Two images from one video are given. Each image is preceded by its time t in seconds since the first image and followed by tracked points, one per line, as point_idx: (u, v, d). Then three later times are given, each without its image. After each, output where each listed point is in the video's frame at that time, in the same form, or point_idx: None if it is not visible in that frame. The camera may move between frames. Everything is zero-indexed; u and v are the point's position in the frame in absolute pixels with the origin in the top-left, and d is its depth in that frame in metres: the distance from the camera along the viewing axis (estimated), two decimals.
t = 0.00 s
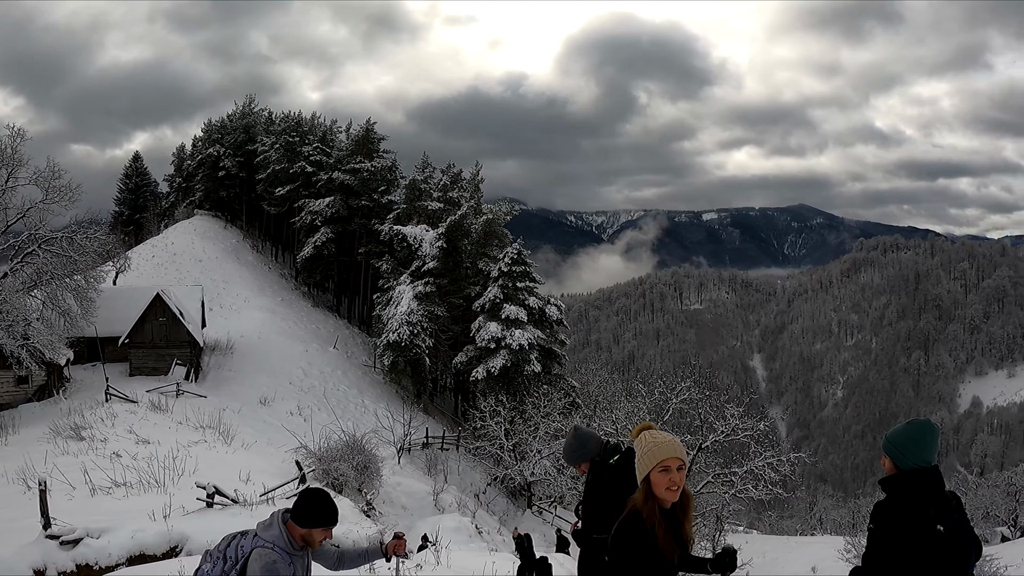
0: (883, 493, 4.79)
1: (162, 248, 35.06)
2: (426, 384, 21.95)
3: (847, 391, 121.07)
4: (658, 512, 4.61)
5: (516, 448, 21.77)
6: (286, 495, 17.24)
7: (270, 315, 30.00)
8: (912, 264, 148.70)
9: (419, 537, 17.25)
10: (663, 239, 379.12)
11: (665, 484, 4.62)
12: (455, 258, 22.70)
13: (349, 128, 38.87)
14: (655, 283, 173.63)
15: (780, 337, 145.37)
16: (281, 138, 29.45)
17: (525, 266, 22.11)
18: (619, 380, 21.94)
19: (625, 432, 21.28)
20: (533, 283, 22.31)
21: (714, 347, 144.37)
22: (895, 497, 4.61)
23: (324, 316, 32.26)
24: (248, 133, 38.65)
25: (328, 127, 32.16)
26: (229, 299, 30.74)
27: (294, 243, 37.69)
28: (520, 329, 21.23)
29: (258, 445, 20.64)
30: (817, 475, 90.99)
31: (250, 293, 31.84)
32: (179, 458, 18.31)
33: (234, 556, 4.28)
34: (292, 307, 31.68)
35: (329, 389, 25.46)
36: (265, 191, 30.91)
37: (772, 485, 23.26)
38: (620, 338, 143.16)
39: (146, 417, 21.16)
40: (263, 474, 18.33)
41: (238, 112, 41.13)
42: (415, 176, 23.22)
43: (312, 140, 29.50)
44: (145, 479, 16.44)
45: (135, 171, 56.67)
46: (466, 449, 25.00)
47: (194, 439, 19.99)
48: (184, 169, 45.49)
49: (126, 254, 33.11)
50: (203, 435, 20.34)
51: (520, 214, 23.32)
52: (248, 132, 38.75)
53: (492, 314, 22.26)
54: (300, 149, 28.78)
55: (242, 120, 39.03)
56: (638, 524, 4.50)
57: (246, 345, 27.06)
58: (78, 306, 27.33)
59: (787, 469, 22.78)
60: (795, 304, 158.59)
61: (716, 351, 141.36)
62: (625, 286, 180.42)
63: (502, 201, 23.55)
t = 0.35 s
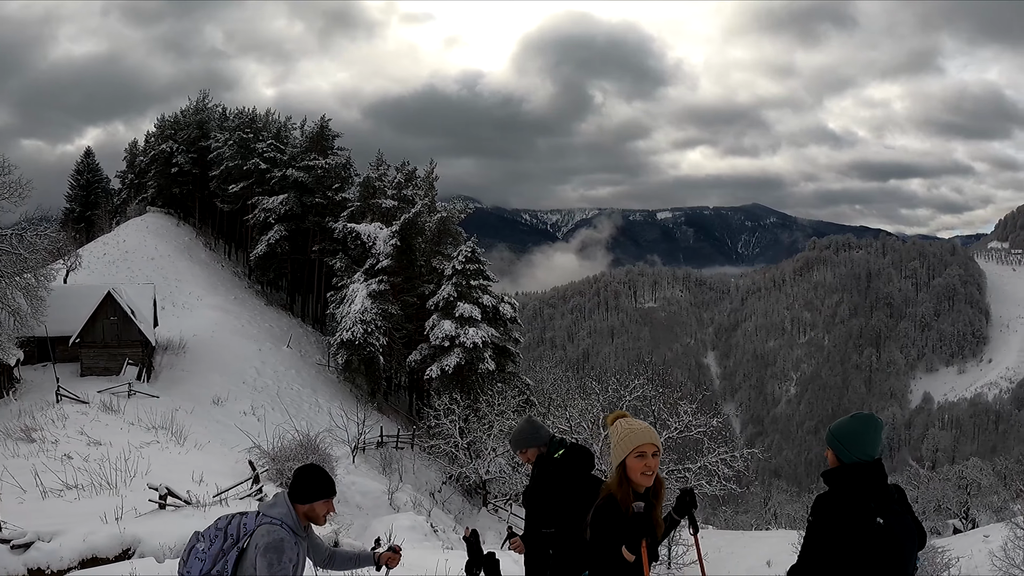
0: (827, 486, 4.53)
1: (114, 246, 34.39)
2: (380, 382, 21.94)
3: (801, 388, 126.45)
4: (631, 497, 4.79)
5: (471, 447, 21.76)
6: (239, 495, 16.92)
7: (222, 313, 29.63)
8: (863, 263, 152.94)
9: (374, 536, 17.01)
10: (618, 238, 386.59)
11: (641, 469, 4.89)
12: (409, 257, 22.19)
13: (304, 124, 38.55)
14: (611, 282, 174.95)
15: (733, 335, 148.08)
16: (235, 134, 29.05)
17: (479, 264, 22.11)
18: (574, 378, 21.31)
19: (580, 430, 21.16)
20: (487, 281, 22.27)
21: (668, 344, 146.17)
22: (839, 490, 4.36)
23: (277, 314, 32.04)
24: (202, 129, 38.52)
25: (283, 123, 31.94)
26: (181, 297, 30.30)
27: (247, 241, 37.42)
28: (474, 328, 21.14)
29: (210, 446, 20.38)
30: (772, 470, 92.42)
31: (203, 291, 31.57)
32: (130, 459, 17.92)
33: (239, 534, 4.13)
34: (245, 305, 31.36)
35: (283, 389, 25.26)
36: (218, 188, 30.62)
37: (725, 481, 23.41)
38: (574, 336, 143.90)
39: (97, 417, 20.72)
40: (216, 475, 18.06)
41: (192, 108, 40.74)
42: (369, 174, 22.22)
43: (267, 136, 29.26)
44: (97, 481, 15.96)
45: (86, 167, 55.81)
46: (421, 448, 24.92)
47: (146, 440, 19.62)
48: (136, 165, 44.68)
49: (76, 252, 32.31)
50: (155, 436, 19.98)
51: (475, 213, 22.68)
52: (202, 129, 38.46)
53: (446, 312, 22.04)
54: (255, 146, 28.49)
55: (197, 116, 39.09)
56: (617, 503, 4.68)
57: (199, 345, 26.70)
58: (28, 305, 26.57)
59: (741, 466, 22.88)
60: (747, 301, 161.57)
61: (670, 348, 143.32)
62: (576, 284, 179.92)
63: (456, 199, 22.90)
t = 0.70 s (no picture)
0: (729, 487, 4.23)
1: (48, 242, 33.46)
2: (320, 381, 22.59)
3: (739, 386, 132.88)
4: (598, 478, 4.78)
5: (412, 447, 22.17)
6: (176, 498, 16.37)
7: (161, 311, 29.23)
8: (802, 264, 156.20)
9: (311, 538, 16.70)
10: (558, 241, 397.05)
11: (596, 451, 4.85)
12: (350, 254, 23.55)
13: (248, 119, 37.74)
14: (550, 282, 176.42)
15: (675, 335, 156.92)
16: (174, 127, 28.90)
17: (419, 263, 23.05)
18: (512, 376, 23.30)
19: (520, 427, 21.83)
20: (427, 281, 23.34)
21: (609, 344, 152.39)
22: (742, 489, 4.06)
23: (217, 313, 31.90)
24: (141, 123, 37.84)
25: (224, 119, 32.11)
26: (119, 295, 29.73)
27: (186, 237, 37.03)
28: (415, 327, 21.69)
29: (148, 447, 19.96)
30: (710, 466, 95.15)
31: (141, 289, 30.91)
32: (65, 461, 17.01)
33: (191, 517, 4.22)
34: (184, 304, 31.05)
35: (222, 388, 25.08)
36: (157, 183, 30.38)
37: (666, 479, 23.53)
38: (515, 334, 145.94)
39: (32, 417, 19.80)
40: (153, 476, 17.63)
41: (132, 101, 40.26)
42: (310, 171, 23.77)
43: (207, 132, 29.44)
44: (33, 484, 14.92)
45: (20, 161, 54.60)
46: (361, 448, 25.20)
47: (81, 440, 18.85)
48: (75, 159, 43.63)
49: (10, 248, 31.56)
50: (91, 436, 19.27)
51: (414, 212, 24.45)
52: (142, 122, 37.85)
53: (385, 312, 22.82)
54: (195, 141, 28.46)
55: (136, 109, 38.28)
56: (591, 470, 4.65)
57: (138, 344, 26.20)
58: None
59: (679, 462, 23.30)
60: (686, 302, 166.47)
61: (611, 348, 149.87)
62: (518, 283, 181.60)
63: (396, 198, 24.65)
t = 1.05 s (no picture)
0: (650, 487, 4.69)
1: None
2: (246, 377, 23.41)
3: (666, 383, 136.66)
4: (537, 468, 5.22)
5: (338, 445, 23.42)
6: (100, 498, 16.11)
7: (85, 307, 28.63)
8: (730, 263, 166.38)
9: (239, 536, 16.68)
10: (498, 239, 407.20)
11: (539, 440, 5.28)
12: (277, 249, 24.40)
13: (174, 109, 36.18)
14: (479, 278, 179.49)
15: (603, 331, 161.22)
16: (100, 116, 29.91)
17: (347, 259, 24.17)
18: (440, 375, 22.94)
19: (446, 424, 21.54)
20: (354, 277, 24.37)
21: (537, 341, 157.04)
22: (667, 488, 4.53)
23: (141, 308, 31.56)
24: (66, 110, 37.36)
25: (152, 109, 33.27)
26: (40, 289, 28.84)
27: (111, 230, 36.34)
28: (341, 323, 22.81)
29: (70, 446, 19.51)
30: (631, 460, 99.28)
31: (63, 283, 30.22)
32: None
33: (136, 521, 3.87)
34: (108, 298, 30.46)
35: (145, 385, 25.07)
36: (82, 172, 31.09)
37: (591, 474, 23.95)
38: (442, 331, 148.52)
39: None
40: (77, 477, 17.16)
41: (57, 87, 39.61)
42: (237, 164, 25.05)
43: (133, 120, 30.48)
44: None
45: None
46: (289, 445, 25.73)
47: None
48: None
49: None
50: (10, 436, 18.45)
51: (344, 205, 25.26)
52: (67, 110, 37.41)
53: (313, 308, 23.74)
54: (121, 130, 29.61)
55: (61, 96, 37.83)
56: (533, 448, 5.16)
57: (59, 340, 25.58)
58: None
59: (605, 458, 23.83)
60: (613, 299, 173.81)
61: (538, 345, 154.85)
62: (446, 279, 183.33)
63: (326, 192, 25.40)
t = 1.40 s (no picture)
0: (571, 482, 5.06)
1: None
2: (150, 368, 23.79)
3: (571, 378, 148.51)
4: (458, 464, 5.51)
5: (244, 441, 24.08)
6: None
7: None
8: (637, 263, 180.46)
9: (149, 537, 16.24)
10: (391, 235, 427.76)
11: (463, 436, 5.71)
12: (182, 237, 25.59)
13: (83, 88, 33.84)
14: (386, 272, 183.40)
15: (509, 327, 172.17)
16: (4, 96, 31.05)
17: (254, 249, 24.34)
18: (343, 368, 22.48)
19: (353, 419, 21.61)
20: (261, 268, 24.64)
21: (445, 336, 166.21)
22: (589, 481, 4.93)
23: (43, 297, 30.30)
24: None
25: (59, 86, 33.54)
26: None
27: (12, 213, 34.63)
28: (247, 314, 22.88)
29: None
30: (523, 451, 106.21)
31: None
32: None
33: (82, 517, 4.26)
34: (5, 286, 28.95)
35: (45, 376, 24.31)
36: None
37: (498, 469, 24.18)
38: (351, 324, 153.74)
39: None
40: None
41: None
42: (144, 150, 27.05)
43: (38, 100, 31.37)
44: None
45: None
46: (195, 440, 25.59)
47: None
48: None
49: None
50: None
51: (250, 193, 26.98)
52: None
53: (219, 298, 23.73)
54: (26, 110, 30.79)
55: None
56: (460, 441, 5.50)
57: None
58: None
59: (514, 452, 24.17)
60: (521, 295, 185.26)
61: (446, 339, 163.72)
62: (353, 273, 187.32)
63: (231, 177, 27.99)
